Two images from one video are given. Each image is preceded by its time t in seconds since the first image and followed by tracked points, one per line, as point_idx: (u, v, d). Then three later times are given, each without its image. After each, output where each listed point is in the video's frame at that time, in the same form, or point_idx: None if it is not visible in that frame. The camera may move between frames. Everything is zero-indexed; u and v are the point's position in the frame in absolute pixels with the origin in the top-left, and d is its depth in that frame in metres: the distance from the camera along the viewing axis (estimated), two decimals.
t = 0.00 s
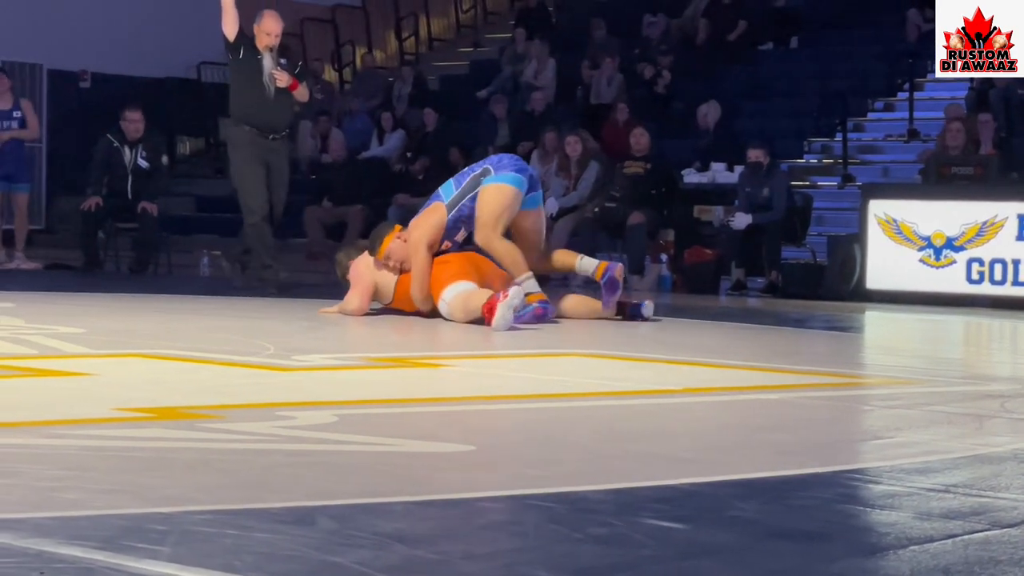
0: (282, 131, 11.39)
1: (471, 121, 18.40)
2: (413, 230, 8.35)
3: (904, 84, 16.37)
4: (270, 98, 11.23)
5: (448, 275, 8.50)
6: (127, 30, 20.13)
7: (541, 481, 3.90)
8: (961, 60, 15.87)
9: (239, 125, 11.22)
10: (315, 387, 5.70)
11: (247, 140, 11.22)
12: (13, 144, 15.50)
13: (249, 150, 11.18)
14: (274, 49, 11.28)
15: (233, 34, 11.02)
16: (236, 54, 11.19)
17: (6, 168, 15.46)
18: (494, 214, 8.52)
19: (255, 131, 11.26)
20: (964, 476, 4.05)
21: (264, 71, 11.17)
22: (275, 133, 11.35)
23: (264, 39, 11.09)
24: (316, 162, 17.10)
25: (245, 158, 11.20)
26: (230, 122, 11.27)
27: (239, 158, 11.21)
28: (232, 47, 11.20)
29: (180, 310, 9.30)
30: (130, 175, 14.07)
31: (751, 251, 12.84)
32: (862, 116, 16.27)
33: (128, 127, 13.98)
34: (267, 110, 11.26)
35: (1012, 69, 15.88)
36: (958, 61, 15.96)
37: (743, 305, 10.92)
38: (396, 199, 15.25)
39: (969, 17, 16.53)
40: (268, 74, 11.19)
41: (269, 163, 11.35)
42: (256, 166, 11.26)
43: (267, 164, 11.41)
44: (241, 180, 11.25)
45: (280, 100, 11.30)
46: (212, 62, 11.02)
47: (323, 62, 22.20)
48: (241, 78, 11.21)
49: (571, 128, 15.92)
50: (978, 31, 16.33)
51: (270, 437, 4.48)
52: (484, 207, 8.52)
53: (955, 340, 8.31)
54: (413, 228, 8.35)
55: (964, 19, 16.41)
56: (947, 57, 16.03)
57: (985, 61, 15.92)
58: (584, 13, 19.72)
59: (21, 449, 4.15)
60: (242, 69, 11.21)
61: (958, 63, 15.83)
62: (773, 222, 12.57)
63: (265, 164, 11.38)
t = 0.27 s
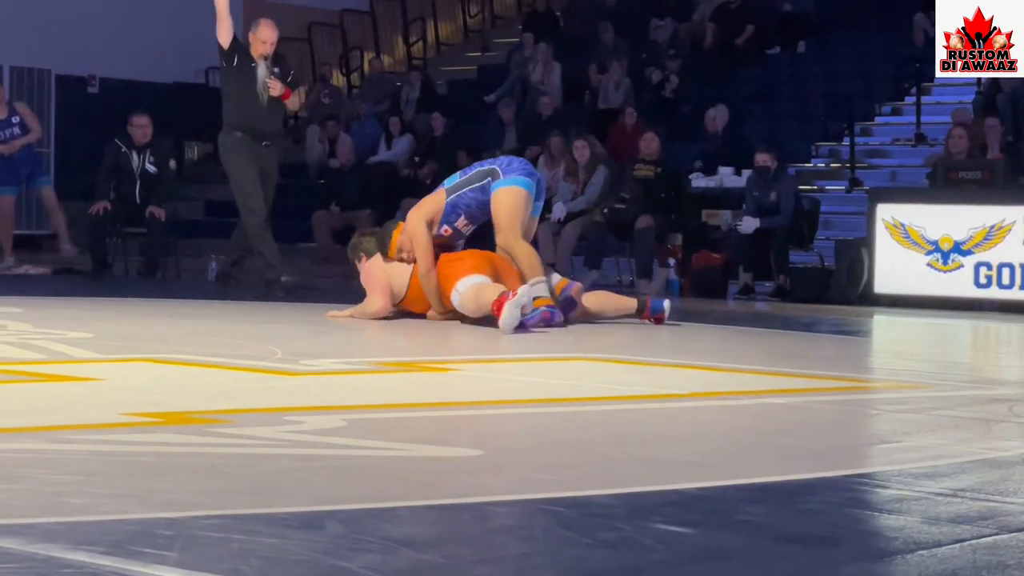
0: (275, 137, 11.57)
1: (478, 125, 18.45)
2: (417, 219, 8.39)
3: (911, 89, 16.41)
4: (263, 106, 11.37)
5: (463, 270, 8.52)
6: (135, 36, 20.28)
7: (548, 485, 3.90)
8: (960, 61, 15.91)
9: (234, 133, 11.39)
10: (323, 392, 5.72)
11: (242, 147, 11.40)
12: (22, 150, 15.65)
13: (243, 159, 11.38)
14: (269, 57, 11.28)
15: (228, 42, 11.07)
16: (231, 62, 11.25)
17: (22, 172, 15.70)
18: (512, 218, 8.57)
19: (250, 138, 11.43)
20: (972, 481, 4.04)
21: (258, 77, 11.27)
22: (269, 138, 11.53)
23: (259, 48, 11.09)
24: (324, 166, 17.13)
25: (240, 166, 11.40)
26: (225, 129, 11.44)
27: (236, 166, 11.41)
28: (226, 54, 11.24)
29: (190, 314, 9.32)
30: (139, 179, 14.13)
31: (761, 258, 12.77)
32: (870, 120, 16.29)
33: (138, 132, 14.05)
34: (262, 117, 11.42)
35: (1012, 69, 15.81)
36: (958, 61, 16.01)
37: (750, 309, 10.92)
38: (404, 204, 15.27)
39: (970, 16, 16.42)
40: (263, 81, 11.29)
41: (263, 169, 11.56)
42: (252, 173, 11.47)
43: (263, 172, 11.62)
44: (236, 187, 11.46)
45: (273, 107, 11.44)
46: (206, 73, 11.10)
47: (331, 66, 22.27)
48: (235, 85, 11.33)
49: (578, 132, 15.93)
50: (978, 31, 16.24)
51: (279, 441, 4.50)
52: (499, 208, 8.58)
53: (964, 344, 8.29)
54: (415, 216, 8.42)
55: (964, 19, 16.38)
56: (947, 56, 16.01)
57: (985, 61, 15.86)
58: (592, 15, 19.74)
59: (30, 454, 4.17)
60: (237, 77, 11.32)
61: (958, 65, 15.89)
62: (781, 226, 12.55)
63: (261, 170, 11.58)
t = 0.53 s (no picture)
0: (261, 142, 11.53)
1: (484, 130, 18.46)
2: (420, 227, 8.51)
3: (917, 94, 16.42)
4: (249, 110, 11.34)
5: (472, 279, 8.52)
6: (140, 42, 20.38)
7: (554, 491, 3.90)
8: (962, 60, 16.17)
9: (220, 136, 11.40)
10: (329, 397, 5.72)
11: (228, 150, 11.43)
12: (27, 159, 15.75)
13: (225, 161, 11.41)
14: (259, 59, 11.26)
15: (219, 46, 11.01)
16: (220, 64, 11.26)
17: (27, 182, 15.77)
18: (502, 222, 8.52)
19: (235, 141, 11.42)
20: (979, 487, 4.04)
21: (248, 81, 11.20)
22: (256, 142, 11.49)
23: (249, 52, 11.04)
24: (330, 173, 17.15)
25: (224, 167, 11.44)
26: (213, 132, 11.46)
27: (218, 168, 11.43)
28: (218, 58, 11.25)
29: (194, 320, 9.32)
30: (144, 185, 14.15)
31: (767, 261, 12.77)
32: (876, 126, 16.30)
33: (142, 139, 14.04)
34: (248, 122, 11.38)
35: (1012, 69, 15.92)
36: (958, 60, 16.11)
37: (756, 315, 10.91)
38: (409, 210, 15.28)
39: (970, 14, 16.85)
40: (253, 85, 11.19)
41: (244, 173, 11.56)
42: (235, 175, 11.50)
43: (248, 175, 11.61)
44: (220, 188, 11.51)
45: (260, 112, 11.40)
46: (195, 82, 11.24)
47: (336, 71, 22.32)
48: (224, 87, 11.34)
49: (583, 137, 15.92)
50: (978, 31, 16.46)
51: (285, 447, 4.49)
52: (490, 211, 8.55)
53: (970, 350, 8.29)
54: (419, 224, 8.53)
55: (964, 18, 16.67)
56: (948, 56, 16.25)
57: (985, 61, 16.12)
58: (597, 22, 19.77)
59: (35, 460, 4.17)
60: (226, 78, 11.29)
61: (959, 64, 16.14)
62: (786, 231, 12.55)
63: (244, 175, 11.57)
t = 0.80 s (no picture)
0: (246, 148, 12.10)
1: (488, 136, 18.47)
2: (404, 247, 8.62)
3: (921, 100, 16.39)
4: (235, 116, 11.95)
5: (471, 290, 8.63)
6: (145, 49, 20.47)
7: (559, 497, 3.91)
8: (961, 60, 16.20)
9: (206, 142, 11.99)
10: (335, 403, 5.73)
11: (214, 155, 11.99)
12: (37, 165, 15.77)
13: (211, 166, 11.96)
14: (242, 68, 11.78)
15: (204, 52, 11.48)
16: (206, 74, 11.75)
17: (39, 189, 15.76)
18: (485, 242, 8.42)
19: (221, 148, 12.00)
20: (983, 493, 4.04)
21: (233, 90, 11.80)
22: (240, 150, 12.08)
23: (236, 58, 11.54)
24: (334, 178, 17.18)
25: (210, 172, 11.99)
26: (200, 138, 12.08)
27: (201, 173, 11.98)
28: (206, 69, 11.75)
29: (199, 326, 9.32)
30: (150, 193, 14.12)
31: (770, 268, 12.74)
32: (880, 131, 16.31)
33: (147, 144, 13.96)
34: (232, 129, 11.98)
35: (1012, 67, 15.83)
36: (958, 60, 16.18)
37: (760, 320, 10.91)
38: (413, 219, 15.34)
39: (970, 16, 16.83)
40: (238, 92, 11.81)
41: (231, 180, 12.11)
42: (219, 180, 12.04)
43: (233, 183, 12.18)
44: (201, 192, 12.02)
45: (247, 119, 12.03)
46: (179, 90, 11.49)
47: (340, 77, 22.36)
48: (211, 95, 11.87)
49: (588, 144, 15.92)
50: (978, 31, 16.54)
51: (291, 453, 4.50)
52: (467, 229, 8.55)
53: (974, 355, 8.28)
54: (402, 243, 8.66)
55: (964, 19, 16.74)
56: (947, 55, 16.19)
57: (984, 61, 16.09)
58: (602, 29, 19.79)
59: (40, 466, 4.18)
60: (212, 87, 11.91)
61: (959, 64, 16.18)
62: (790, 238, 12.59)
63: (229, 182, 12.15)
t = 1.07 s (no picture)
0: (214, 158, 12.01)
1: (491, 141, 18.47)
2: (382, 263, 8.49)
3: (924, 105, 16.38)
4: (207, 128, 11.87)
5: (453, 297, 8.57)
6: (148, 55, 20.56)
7: (562, 503, 3.90)
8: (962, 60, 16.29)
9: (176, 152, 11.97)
10: (337, 409, 5.72)
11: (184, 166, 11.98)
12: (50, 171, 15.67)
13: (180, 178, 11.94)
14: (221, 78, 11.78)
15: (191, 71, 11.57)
16: (181, 86, 11.77)
17: (47, 194, 15.60)
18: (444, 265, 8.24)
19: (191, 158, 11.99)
20: (987, 498, 4.03)
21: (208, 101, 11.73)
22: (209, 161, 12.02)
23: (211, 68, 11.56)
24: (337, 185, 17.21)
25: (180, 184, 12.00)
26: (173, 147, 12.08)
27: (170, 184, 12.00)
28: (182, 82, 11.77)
29: (200, 332, 9.32)
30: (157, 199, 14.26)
31: (772, 273, 12.71)
32: (883, 136, 16.32)
33: (147, 150, 14.12)
34: (200, 140, 11.91)
35: (1012, 69, 16.16)
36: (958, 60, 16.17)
37: (763, 326, 10.91)
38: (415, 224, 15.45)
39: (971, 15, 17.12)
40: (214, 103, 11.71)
41: (199, 189, 12.09)
42: (189, 190, 12.05)
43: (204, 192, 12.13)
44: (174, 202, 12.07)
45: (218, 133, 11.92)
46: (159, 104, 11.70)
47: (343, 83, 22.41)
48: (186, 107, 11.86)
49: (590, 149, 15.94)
50: (979, 31, 16.68)
51: (293, 459, 4.50)
52: (421, 252, 8.42)
53: (976, 361, 8.28)
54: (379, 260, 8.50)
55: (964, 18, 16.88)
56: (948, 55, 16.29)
57: (985, 60, 16.30)
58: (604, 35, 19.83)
59: (42, 473, 4.17)
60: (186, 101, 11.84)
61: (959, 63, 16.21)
62: (793, 243, 12.52)
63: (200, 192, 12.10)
